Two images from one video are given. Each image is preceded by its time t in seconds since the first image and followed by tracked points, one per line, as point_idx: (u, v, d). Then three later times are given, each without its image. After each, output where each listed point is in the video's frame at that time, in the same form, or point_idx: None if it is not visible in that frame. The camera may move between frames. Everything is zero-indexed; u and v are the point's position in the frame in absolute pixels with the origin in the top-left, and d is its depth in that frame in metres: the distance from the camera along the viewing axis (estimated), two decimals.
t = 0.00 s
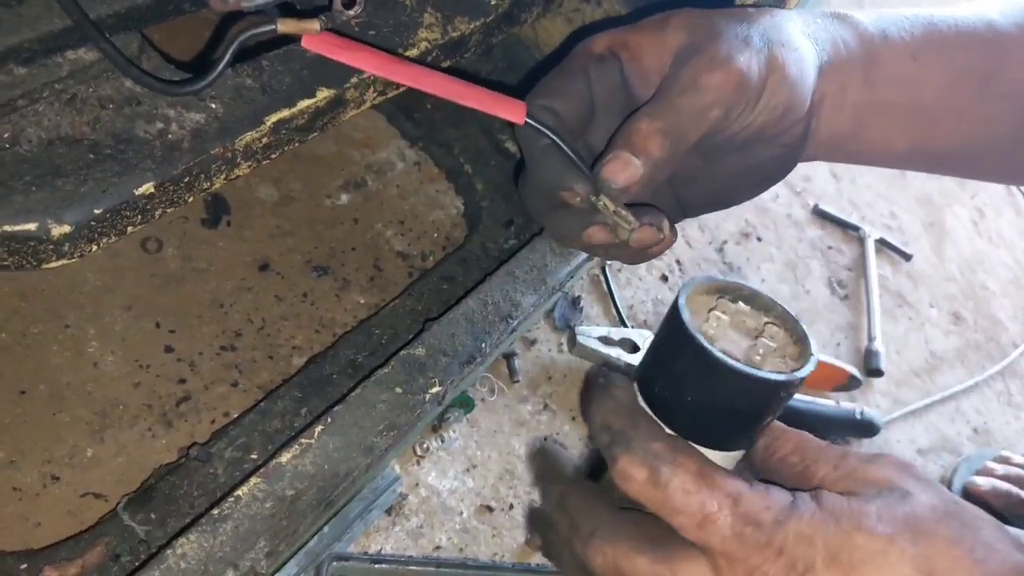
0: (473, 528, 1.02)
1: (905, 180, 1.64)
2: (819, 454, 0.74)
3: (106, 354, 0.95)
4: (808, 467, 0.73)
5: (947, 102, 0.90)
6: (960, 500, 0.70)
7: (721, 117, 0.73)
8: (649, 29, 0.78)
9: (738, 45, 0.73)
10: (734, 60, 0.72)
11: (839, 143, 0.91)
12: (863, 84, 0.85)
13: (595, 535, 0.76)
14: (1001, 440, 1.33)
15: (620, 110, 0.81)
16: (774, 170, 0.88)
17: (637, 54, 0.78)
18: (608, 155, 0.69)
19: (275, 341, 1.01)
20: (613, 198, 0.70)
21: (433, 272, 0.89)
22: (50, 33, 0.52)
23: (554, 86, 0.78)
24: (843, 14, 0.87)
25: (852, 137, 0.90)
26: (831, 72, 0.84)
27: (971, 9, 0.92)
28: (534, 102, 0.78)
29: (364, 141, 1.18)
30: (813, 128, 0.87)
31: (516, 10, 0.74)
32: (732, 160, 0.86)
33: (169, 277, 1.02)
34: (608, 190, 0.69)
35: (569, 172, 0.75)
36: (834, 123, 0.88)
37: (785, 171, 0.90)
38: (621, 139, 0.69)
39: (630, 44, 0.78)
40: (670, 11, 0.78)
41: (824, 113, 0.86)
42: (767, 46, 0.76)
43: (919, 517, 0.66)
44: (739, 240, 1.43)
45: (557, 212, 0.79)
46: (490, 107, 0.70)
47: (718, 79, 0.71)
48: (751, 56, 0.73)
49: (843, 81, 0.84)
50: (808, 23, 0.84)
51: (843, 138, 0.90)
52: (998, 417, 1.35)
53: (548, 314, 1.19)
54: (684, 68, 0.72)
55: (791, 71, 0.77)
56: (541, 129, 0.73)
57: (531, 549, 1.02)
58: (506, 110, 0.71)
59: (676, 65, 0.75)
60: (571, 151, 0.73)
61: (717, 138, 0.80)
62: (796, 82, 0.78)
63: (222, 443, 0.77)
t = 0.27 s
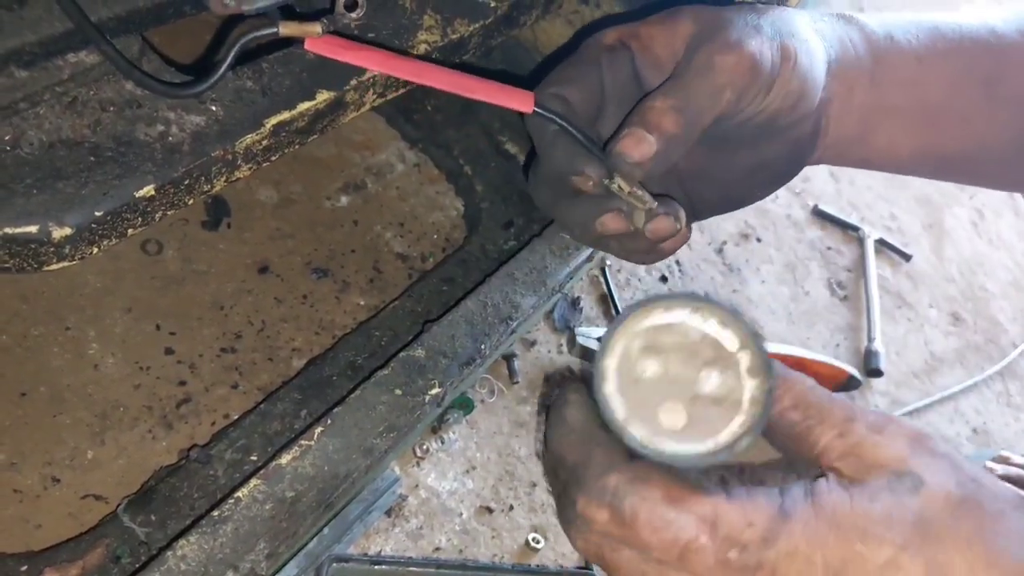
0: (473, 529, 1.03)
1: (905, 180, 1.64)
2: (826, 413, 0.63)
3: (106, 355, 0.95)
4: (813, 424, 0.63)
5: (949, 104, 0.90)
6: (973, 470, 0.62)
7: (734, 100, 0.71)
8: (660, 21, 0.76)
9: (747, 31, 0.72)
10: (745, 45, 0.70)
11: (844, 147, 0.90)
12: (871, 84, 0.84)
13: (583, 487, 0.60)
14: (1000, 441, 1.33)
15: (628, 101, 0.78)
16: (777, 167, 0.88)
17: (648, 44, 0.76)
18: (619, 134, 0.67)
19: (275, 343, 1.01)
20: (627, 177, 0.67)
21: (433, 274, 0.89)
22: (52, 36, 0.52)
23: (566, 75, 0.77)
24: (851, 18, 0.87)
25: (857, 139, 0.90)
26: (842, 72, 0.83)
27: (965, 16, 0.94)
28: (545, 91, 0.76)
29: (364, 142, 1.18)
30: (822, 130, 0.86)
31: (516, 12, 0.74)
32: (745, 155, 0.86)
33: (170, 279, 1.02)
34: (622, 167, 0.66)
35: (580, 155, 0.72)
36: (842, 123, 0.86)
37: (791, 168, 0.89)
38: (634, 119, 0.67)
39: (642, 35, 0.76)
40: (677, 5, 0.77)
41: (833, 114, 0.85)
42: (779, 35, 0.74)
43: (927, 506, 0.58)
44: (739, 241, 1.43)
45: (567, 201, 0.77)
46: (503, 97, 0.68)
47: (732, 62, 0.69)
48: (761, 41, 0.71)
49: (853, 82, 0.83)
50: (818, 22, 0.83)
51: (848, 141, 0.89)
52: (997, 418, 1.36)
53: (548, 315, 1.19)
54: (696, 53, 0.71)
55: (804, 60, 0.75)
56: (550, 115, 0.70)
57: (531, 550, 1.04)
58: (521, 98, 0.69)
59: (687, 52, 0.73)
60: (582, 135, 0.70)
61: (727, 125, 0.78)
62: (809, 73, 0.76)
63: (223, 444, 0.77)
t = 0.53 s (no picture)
0: (474, 530, 1.03)
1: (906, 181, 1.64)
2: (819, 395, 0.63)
3: (108, 356, 0.96)
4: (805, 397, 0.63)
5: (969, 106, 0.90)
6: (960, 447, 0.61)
7: (752, 98, 0.71)
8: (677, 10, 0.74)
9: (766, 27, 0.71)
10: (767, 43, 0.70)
11: (856, 151, 0.91)
12: (882, 89, 0.85)
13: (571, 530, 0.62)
14: (1001, 441, 1.33)
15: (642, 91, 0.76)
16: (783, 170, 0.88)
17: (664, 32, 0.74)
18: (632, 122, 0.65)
19: (277, 343, 1.02)
20: (636, 166, 0.66)
21: (434, 275, 0.89)
22: (55, 39, 0.53)
23: (583, 57, 0.75)
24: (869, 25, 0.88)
25: (869, 145, 0.90)
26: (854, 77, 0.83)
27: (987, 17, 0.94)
28: (558, 71, 0.75)
29: (365, 144, 1.18)
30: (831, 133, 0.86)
31: (517, 14, 0.74)
32: (754, 155, 0.86)
33: (172, 279, 1.02)
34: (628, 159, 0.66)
35: (592, 143, 0.70)
36: (853, 129, 0.87)
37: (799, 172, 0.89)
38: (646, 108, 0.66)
39: (658, 22, 0.74)
40: None
41: (845, 118, 0.86)
42: (799, 36, 0.74)
43: (939, 451, 0.58)
44: (739, 242, 1.43)
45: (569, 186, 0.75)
46: (519, 83, 0.65)
47: (752, 58, 0.69)
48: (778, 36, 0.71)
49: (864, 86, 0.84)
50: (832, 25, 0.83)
51: (860, 145, 0.90)
52: (998, 419, 1.36)
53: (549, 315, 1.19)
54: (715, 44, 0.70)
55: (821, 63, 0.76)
56: (564, 98, 0.67)
57: (532, 550, 1.03)
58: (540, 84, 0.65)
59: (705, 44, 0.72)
60: (597, 126, 0.67)
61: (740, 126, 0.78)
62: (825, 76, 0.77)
63: (224, 445, 0.77)
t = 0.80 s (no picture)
0: (473, 531, 1.03)
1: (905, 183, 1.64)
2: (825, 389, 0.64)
3: (108, 358, 0.96)
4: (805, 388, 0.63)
5: (969, 135, 0.92)
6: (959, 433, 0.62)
7: (758, 134, 0.72)
8: (704, 23, 0.73)
9: (783, 63, 0.72)
10: (781, 83, 0.70)
11: (859, 174, 0.92)
12: (892, 119, 0.87)
13: (587, 492, 0.60)
14: (999, 442, 1.34)
15: (653, 99, 0.78)
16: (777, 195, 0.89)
17: (687, 42, 0.74)
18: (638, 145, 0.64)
19: (277, 345, 1.02)
20: (631, 192, 0.65)
21: (434, 277, 0.89)
22: (54, 43, 0.52)
23: (599, 55, 0.73)
24: (883, 51, 0.88)
25: (872, 169, 0.92)
26: (869, 108, 0.84)
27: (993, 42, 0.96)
28: (580, 70, 0.72)
29: (365, 146, 1.19)
30: (838, 160, 0.88)
31: (516, 16, 0.75)
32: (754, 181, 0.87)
33: (172, 282, 1.02)
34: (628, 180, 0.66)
35: (592, 159, 0.68)
36: (859, 154, 0.88)
37: (799, 196, 0.91)
38: (652, 131, 0.65)
39: (682, 30, 0.74)
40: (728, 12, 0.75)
41: (852, 145, 0.87)
42: (817, 75, 0.75)
43: (942, 436, 0.59)
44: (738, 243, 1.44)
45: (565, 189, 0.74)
46: (531, 87, 0.62)
47: (763, 98, 0.70)
48: (795, 77, 0.72)
49: (878, 117, 0.85)
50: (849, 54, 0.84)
51: (863, 169, 0.91)
52: (996, 420, 1.36)
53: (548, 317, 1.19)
54: (733, 75, 0.70)
55: (834, 103, 0.77)
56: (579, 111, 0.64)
57: (531, 552, 1.05)
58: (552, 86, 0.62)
59: (722, 70, 0.72)
60: (604, 143, 0.65)
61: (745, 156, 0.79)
62: (836, 117, 0.78)
63: (224, 446, 0.77)
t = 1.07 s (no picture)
0: (475, 532, 1.03)
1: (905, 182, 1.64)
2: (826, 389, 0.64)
3: (110, 360, 0.96)
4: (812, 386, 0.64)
5: (970, 139, 0.92)
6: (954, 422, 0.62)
7: (754, 140, 0.72)
8: (706, 26, 0.74)
9: (782, 69, 0.71)
10: (779, 89, 0.70)
11: (860, 176, 0.93)
12: (892, 124, 0.86)
13: (599, 470, 0.59)
14: (1001, 441, 1.34)
15: (653, 100, 0.77)
16: (774, 195, 0.89)
17: (688, 45, 0.74)
18: (633, 147, 0.64)
19: (279, 346, 1.02)
20: (625, 197, 0.66)
21: (435, 277, 0.90)
22: (57, 45, 0.53)
23: (597, 56, 0.73)
24: (886, 55, 0.88)
25: (871, 172, 0.92)
26: (870, 113, 0.84)
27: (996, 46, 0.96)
28: (581, 71, 0.72)
29: (365, 147, 1.19)
30: (837, 163, 0.88)
31: (516, 18, 0.75)
32: (754, 182, 0.86)
33: (173, 283, 1.03)
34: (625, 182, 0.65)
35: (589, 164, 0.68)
36: (858, 157, 0.88)
37: (798, 198, 0.90)
38: (648, 136, 0.65)
39: (683, 32, 0.74)
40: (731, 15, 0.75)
41: (853, 149, 0.87)
42: (816, 80, 0.74)
43: (945, 425, 0.60)
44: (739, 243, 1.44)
45: (564, 189, 0.75)
46: (531, 88, 0.61)
47: (762, 104, 0.69)
48: (793, 82, 0.72)
49: (878, 122, 0.85)
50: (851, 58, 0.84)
51: (863, 172, 0.91)
52: (998, 419, 1.36)
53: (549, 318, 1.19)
54: (732, 79, 0.70)
55: (834, 109, 0.76)
56: (576, 110, 0.65)
57: (532, 553, 1.05)
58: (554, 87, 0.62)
59: (722, 75, 0.71)
60: (602, 146, 0.66)
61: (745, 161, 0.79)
62: (836, 121, 0.77)
63: (226, 448, 0.78)
